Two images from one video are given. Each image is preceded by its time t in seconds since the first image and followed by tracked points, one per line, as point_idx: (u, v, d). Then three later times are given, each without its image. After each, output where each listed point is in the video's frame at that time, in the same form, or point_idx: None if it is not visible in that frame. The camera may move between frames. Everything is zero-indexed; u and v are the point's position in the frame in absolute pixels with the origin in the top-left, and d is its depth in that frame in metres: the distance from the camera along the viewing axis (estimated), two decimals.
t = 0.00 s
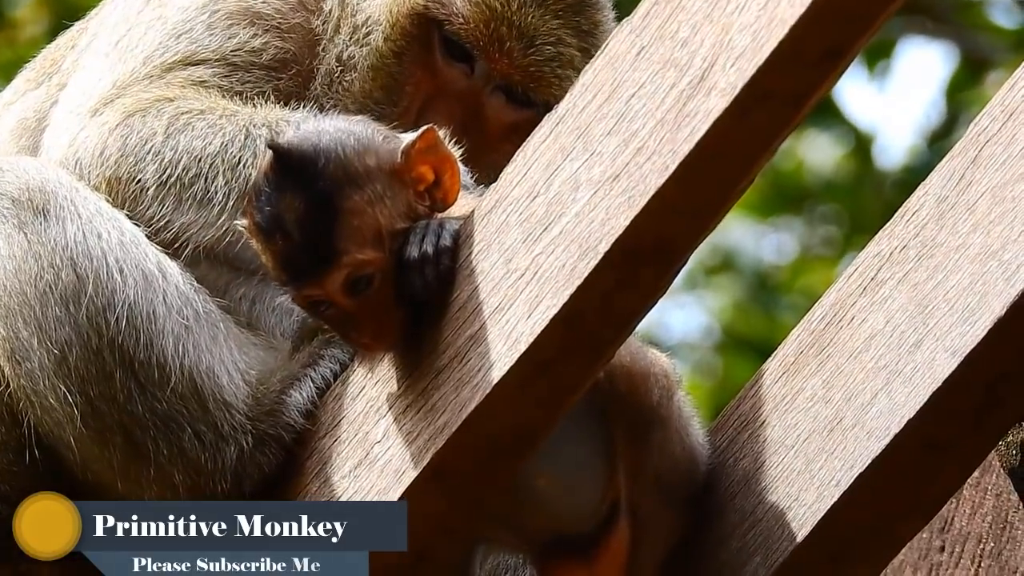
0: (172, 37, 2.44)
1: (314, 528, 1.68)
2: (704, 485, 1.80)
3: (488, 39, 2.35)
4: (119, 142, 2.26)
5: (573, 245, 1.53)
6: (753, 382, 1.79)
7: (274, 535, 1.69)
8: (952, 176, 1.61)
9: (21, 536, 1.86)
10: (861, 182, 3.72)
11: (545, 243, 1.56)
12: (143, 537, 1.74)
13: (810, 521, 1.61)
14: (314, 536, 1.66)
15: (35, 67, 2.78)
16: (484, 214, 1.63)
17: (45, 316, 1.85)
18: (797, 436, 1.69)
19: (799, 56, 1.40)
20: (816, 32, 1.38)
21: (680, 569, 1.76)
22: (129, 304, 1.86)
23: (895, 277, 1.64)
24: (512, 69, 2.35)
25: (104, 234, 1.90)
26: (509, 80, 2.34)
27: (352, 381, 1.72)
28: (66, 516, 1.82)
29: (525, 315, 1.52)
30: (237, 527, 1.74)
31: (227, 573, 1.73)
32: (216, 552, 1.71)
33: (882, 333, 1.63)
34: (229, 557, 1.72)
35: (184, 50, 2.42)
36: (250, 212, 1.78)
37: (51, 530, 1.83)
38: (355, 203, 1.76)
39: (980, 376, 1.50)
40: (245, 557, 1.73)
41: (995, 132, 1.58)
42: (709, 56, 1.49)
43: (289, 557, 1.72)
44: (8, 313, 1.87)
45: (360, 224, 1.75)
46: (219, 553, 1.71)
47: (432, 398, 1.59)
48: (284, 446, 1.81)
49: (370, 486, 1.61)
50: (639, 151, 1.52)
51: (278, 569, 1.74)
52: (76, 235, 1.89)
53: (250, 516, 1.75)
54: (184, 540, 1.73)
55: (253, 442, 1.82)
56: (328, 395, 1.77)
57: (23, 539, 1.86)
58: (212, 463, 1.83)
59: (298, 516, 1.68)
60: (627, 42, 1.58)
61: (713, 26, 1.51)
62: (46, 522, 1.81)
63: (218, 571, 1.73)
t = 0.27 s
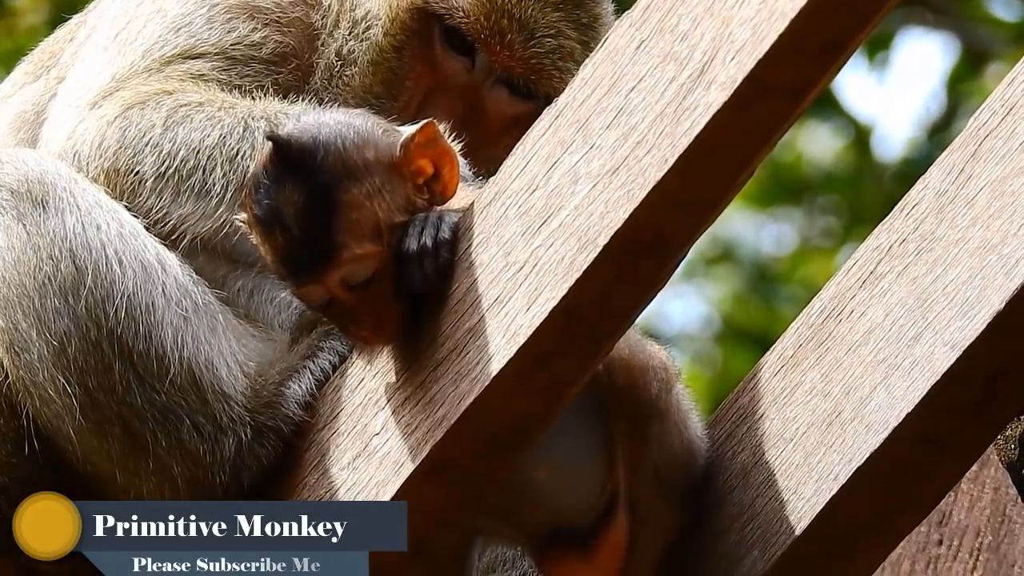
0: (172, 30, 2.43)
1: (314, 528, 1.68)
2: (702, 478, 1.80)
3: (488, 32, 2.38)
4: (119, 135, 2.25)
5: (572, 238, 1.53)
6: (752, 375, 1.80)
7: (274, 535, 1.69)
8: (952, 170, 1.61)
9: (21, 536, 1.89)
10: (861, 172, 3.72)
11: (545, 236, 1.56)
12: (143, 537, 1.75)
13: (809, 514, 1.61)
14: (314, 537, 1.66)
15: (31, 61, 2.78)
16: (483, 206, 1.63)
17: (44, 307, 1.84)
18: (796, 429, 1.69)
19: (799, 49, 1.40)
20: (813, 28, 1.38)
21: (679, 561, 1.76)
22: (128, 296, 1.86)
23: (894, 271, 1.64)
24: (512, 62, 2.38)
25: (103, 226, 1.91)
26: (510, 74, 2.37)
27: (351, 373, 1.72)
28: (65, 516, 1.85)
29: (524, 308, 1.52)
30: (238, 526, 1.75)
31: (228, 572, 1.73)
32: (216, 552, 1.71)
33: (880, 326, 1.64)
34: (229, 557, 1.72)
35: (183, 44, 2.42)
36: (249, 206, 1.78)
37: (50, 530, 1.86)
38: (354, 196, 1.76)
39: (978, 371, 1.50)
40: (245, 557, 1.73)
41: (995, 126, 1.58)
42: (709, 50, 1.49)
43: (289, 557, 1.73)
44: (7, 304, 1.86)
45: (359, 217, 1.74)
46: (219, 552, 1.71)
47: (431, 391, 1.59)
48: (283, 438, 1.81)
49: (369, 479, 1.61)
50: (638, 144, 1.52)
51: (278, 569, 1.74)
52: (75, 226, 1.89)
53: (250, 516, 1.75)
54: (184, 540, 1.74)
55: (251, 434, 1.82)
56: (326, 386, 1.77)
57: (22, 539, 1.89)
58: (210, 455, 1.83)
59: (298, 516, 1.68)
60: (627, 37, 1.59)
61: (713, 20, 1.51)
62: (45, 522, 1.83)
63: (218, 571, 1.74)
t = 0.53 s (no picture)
0: (178, 18, 2.46)
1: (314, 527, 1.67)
2: (702, 464, 1.81)
3: (504, 32, 2.39)
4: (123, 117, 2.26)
5: (572, 224, 1.53)
6: (752, 362, 1.80)
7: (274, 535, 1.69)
8: (953, 157, 1.60)
9: (21, 536, 1.86)
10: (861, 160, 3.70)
11: (545, 222, 1.56)
12: (143, 538, 1.74)
13: (809, 501, 1.61)
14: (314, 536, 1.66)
15: (33, 48, 2.78)
16: (484, 193, 1.63)
17: (44, 293, 1.83)
18: (796, 416, 1.70)
19: (800, 36, 1.40)
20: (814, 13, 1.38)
21: (679, 548, 1.76)
22: (129, 283, 1.85)
23: (893, 258, 1.64)
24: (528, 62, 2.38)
25: (104, 212, 1.90)
26: (525, 73, 2.36)
27: (351, 360, 1.73)
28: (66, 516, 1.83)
29: (524, 294, 1.52)
30: (238, 527, 1.74)
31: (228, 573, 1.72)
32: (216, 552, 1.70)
33: (881, 312, 1.64)
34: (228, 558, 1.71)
35: (190, 30, 2.44)
36: (247, 195, 1.77)
37: (50, 530, 1.83)
38: (351, 187, 1.76)
39: (977, 358, 1.51)
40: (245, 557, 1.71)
41: (995, 114, 1.58)
42: (709, 36, 1.49)
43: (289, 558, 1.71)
44: (7, 290, 1.85)
45: (357, 208, 1.75)
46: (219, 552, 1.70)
47: (431, 377, 1.59)
48: (283, 425, 1.81)
49: (369, 465, 1.61)
50: (638, 130, 1.52)
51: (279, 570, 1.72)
52: (76, 212, 1.88)
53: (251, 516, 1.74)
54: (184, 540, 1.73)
55: (252, 420, 1.83)
56: (326, 372, 1.78)
57: (23, 539, 1.86)
58: (211, 441, 1.83)
59: (298, 516, 1.67)
60: (627, 23, 1.58)
61: (714, 7, 1.51)
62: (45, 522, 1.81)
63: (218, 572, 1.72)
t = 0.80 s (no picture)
0: (191, 17, 2.43)
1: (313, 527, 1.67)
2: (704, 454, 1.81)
3: (511, 29, 2.28)
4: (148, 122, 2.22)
5: (573, 213, 1.53)
6: (753, 351, 1.80)
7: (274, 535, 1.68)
8: (953, 146, 1.60)
9: (20, 536, 1.83)
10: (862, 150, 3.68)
11: (547, 211, 1.55)
12: (143, 538, 1.73)
13: (811, 489, 1.61)
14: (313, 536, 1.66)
15: (39, 37, 2.78)
16: (485, 182, 1.63)
17: (47, 283, 1.82)
18: (798, 405, 1.70)
19: (801, 26, 1.40)
20: None
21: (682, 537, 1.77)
22: (132, 272, 1.84)
23: (895, 247, 1.64)
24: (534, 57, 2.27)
25: (107, 202, 1.91)
26: (530, 67, 2.26)
27: (352, 350, 1.73)
28: (66, 516, 1.80)
29: (527, 284, 1.52)
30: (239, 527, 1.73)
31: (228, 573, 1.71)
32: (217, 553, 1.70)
33: (882, 301, 1.64)
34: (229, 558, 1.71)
35: (207, 32, 2.40)
36: (248, 189, 1.79)
37: (51, 530, 1.81)
38: (351, 178, 1.77)
39: (978, 347, 1.51)
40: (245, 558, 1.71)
41: (995, 103, 1.56)
42: (710, 26, 1.49)
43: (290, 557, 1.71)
44: (10, 280, 1.85)
45: (357, 199, 1.76)
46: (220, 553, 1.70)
47: (433, 366, 1.59)
48: (286, 415, 1.81)
49: (372, 454, 1.61)
50: (640, 120, 1.52)
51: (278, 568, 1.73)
52: (79, 202, 1.89)
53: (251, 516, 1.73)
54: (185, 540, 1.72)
55: (254, 410, 1.83)
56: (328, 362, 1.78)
57: (22, 537, 1.83)
58: (212, 431, 1.83)
59: (298, 515, 1.67)
60: (629, 12, 1.58)
61: None
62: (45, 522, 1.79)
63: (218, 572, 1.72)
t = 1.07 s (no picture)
0: (173, 5, 2.49)
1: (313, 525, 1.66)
2: (706, 446, 1.80)
3: (495, 5, 2.34)
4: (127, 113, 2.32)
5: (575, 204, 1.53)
6: (755, 342, 1.80)
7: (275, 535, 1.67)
8: (957, 138, 1.61)
9: (21, 535, 1.86)
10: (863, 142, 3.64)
11: (548, 202, 1.55)
12: (143, 538, 1.73)
13: (812, 482, 1.61)
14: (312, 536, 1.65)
15: (43, 27, 2.78)
16: (487, 173, 1.63)
17: (49, 271, 1.82)
18: (800, 396, 1.69)
19: (803, 19, 1.40)
20: None
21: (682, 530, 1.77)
22: (134, 260, 1.84)
23: (897, 238, 1.64)
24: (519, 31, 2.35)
25: (110, 189, 1.90)
26: (517, 43, 2.33)
27: (354, 341, 1.72)
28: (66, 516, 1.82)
29: (528, 274, 1.52)
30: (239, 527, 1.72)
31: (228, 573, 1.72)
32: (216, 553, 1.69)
33: (884, 293, 1.64)
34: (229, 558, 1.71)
35: (185, 21, 2.47)
36: (247, 185, 1.79)
37: (51, 530, 1.83)
38: (350, 175, 1.76)
39: (980, 339, 1.51)
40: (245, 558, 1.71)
41: (998, 94, 1.57)
42: (712, 18, 1.49)
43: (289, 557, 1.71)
44: (12, 267, 1.84)
45: (356, 195, 1.75)
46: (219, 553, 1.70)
47: (434, 356, 1.59)
48: (286, 406, 1.81)
49: (372, 445, 1.60)
50: (642, 111, 1.52)
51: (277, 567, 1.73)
52: (83, 189, 1.88)
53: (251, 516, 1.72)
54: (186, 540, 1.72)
55: (255, 400, 1.83)
56: (329, 353, 1.78)
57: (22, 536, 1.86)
58: (213, 420, 1.83)
59: (298, 516, 1.65)
60: (631, 3, 1.59)
61: None
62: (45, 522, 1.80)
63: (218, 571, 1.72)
